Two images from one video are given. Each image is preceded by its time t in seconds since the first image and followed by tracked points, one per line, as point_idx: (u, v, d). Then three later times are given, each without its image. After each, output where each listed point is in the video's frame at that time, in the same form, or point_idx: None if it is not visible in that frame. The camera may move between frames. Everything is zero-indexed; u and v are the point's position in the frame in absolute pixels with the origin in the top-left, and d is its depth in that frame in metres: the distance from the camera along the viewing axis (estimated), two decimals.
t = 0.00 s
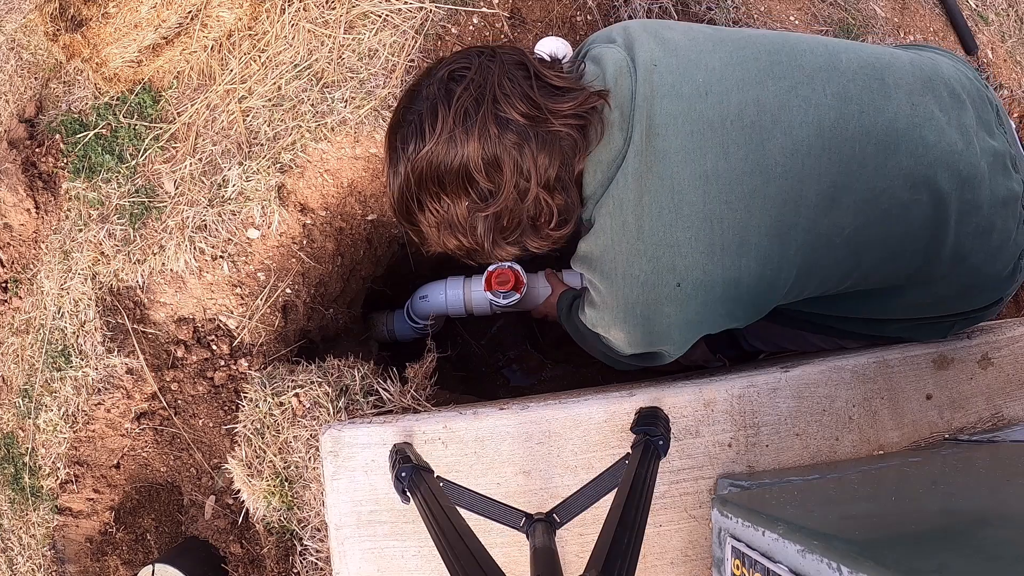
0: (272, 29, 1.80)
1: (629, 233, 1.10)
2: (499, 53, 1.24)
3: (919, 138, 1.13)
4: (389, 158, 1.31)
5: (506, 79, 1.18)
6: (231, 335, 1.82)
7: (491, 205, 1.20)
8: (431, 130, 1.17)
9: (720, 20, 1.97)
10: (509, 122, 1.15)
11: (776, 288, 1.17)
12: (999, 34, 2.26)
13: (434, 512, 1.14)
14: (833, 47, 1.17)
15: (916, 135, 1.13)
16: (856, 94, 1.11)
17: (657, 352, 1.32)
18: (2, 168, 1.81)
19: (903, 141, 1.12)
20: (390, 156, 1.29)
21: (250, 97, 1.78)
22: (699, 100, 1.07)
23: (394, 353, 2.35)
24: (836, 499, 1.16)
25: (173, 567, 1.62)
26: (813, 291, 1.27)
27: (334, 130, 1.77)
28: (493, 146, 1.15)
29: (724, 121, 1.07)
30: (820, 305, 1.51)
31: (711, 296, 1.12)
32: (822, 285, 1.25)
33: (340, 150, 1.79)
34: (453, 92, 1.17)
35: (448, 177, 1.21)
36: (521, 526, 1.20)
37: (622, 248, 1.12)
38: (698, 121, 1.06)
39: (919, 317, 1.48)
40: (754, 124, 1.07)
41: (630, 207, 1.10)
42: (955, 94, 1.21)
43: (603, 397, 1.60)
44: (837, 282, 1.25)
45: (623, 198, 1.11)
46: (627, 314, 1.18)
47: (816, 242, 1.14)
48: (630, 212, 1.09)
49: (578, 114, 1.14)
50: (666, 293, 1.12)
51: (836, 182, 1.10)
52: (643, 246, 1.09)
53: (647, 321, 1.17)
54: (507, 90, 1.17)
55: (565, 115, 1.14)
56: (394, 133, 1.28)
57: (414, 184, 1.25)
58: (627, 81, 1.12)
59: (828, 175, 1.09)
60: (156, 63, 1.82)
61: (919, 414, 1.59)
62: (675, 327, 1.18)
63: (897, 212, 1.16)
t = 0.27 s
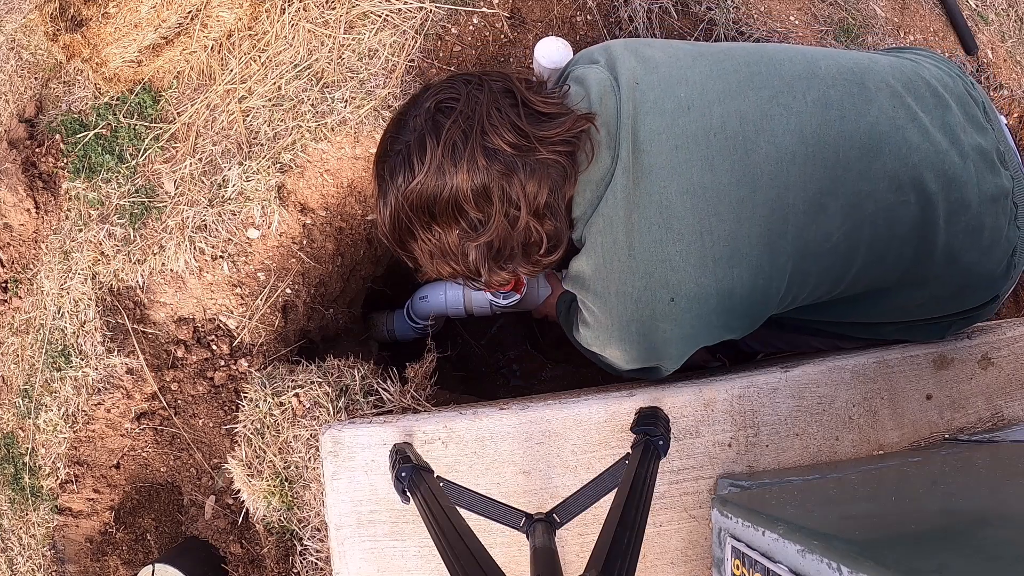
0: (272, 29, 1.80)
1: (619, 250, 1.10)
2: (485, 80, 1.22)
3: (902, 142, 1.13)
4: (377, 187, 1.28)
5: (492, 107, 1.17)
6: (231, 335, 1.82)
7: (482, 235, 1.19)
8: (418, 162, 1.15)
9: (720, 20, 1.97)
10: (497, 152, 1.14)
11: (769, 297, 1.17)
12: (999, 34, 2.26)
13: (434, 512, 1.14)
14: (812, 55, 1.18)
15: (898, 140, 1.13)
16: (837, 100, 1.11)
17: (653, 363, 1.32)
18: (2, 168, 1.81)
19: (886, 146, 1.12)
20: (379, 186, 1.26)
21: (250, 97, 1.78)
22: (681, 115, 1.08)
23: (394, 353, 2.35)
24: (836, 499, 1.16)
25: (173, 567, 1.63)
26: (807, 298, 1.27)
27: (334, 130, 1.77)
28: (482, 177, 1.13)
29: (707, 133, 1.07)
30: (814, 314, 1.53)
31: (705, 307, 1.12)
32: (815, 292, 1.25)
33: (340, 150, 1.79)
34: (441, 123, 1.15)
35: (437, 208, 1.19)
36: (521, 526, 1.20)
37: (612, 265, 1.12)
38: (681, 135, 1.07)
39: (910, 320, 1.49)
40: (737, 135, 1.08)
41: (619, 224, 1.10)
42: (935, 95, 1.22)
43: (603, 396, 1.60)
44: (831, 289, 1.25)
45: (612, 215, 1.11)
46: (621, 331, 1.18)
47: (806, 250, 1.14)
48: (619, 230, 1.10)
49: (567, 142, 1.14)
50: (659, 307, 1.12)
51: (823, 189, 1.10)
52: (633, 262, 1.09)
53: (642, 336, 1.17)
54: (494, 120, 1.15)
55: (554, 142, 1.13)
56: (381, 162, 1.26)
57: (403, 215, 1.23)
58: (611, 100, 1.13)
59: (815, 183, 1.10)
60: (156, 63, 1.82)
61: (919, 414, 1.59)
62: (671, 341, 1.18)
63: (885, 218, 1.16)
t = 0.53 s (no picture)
0: (272, 29, 1.80)
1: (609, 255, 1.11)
2: (474, 87, 1.23)
3: (893, 145, 1.13)
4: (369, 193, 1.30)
5: (481, 116, 1.18)
6: (231, 335, 1.82)
7: (472, 242, 1.21)
8: (407, 171, 1.17)
9: (720, 20, 1.97)
10: (485, 160, 1.15)
11: (760, 302, 1.17)
12: (999, 34, 2.26)
13: (434, 512, 1.14)
14: (804, 58, 1.17)
15: (890, 143, 1.13)
16: (828, 104, 1.11)
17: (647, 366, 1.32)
18: (2, 168, 1.81)
19: (877, 149, 1.12)
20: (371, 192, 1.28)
21: (250, 98, 1.78)
22: (672, 120, 1.08)
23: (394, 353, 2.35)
24: (836, 499, 1.16)
25: (173, 567, 1.62)
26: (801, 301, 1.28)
27: (334, 130, 1.77)
28: (470, 186, 1.15)
29: (696, 138, 1.07)
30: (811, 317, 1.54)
31: (696, 312, 1.13)
32: (809, 295, 1.26)
33: (340, 150, 1.79)
34: (429, 133, 1.16)
35: (427, 215, 1.21)
36: (521, 526, 1.20)
37: (603, 270, 1.12)
38: (671, 140, 1.07)
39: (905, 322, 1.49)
40: (727, 140, 1.08)
41: (609, 229, 1.11)
42: (929, 97, 1.21)
43: (603, 396, 1.60)
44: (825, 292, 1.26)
45: (602, 220, 1.12)
46: (613, 335, 1.19)
47: (798, 254, 1.14)
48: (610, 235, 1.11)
49: (553, 150, 1.15)
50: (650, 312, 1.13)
51: (814, 194, 1.10)
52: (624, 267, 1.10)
53: (634, 341, 1.18)
54: (482, 129, 1.17)
55: (542, 151, 1.14)
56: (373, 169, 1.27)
57: (395, 222, 1.26)
58: (601, 106, 1.14)
59: (805, 188, 1.09)
60: (156, 63, 1.82)
61: (918, 414, 1.59)
62: (663, 345, 1.18)
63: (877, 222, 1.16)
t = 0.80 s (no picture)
0: (272, 29, 1.80)
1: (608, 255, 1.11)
2: (472, 88, 1.23)
3: (893, 146, 1.13)
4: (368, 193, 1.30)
5: (479, 118, 1.18)
6: (231, 335, 1.82)
7: (470, 242, 1.21)
8: (406, 172, 1.18)
9: (720, 20, 1.97)
10: (482, 162, 1.15)
11: (759, 303, 1.17)
12: (999, 34, 2.26)
13: (434, 512, 1.14)
14: (804, 58, 1.17)
15: (889, 143, 1.12)
16: (828, 105, 1.11)
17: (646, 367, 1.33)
18: (2, 168, 1.81)
19: (876, 149, 1.12)
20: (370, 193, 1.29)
21: (250, 98, 1.78)
22: (671, 120, 1.08)
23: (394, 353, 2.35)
24: (837, 499, 1.16)
25: (173, 567, 1.62)
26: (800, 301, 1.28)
27: (334, 130, 1.77)
28: (468, 188, 1.15)
29: (696, 139, 1.07)
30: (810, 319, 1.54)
31: (695, 313, 1.13)
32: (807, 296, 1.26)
33: (340, 150, 1.79)
34: (427, 135, 1.17)
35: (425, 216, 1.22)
36: (521, 526, 1.20)
37: (602, 271, 1.13)
38: (670, 141, 1.07)
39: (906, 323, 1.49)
40: (727, 140, 1.07)
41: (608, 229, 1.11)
42: (929, 98, 1.21)
43: (603, 396, 1.60)
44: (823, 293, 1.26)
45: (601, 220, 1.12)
46: (612, 335, 1.19)
47: (797, 255, 1.14)
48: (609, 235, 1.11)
49: (551, 152, 1.15)
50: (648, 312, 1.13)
51: (814, 195, 1.10)
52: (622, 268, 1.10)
53: (632, 341, 1.18)
54: (480, 130, 1.17)
55: (540, 153, 1.15)
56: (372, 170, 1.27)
57: (392, 222, 1.26)
58: (600, 106, 1.14)
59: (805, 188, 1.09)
60: (156, 63, 1.82)
61: (918, 414, 1.59)
62: (662, 346, 1.18)
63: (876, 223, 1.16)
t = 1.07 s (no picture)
0: (272, 29, 1.80)
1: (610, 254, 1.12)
2: (471, 80, 1.24)
3: (901, 149, 1.12)
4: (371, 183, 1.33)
5: (477, 110, 1.20)
6: (231, 335, 1.82)
7: (466, 233, 1.23)
8: (404, 164, 1.20)
9: (720, 20, 1.97)
10: (479, 155, 1.17)
11: (759, 305, 1.17)
12: (999, 34, 2.26)
13: (434, 512, 1.14)
14: (816, 58, 1.16)
15: (897, 147, 1.12)
16: (838, 108, 1.10)
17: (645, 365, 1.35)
18: (2, 168, 1.81)
19: (883, 153, 1.11)
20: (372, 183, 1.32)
21: (250, 98, 1.78)
22: (678, 120, 1.07)
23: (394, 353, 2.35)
24: (837, 499, 1.16)
25: (172, 567, 1.62)
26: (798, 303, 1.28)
27: (334, 130, 1.77)
28: (463, 179, 1.17)
29: (703, 140, 1.06)
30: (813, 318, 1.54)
31: (694, 315, 1.13)
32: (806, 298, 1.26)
33: (340, 150, 1.79)
34: (426, 127, 1.19)
35: (423, 207, 1.24)
36: (521, 526, 1.20)
37: (604, 269, 1.13)
38: (676, 142, 1.06)
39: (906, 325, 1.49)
40: (734, 142, 1.06)
41: (609, 229, 1.11)
42: (939, 101, 1.20)
43: (603, 396, 1.60)
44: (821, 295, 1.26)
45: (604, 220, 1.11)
46: (611, 332, 1.20)
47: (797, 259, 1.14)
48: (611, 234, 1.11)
49: (547, 145, 1.16)
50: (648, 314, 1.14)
51: (819, 198, 1.09)
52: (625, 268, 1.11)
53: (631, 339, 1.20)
54: (476, 123, 1.18)
55: (536, 146, 1.16)
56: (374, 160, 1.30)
57: (391, 212, 1.28)
58: (604, 103, 1.12)
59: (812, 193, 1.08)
60: (156, 63, 1.82)
61: (918, 414, 1.59)
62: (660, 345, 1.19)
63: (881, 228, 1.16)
